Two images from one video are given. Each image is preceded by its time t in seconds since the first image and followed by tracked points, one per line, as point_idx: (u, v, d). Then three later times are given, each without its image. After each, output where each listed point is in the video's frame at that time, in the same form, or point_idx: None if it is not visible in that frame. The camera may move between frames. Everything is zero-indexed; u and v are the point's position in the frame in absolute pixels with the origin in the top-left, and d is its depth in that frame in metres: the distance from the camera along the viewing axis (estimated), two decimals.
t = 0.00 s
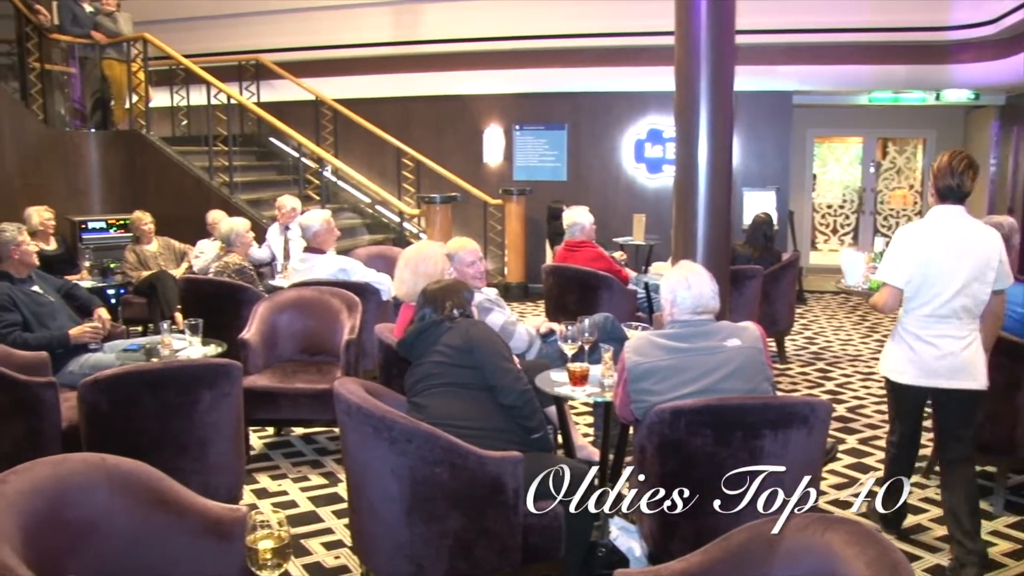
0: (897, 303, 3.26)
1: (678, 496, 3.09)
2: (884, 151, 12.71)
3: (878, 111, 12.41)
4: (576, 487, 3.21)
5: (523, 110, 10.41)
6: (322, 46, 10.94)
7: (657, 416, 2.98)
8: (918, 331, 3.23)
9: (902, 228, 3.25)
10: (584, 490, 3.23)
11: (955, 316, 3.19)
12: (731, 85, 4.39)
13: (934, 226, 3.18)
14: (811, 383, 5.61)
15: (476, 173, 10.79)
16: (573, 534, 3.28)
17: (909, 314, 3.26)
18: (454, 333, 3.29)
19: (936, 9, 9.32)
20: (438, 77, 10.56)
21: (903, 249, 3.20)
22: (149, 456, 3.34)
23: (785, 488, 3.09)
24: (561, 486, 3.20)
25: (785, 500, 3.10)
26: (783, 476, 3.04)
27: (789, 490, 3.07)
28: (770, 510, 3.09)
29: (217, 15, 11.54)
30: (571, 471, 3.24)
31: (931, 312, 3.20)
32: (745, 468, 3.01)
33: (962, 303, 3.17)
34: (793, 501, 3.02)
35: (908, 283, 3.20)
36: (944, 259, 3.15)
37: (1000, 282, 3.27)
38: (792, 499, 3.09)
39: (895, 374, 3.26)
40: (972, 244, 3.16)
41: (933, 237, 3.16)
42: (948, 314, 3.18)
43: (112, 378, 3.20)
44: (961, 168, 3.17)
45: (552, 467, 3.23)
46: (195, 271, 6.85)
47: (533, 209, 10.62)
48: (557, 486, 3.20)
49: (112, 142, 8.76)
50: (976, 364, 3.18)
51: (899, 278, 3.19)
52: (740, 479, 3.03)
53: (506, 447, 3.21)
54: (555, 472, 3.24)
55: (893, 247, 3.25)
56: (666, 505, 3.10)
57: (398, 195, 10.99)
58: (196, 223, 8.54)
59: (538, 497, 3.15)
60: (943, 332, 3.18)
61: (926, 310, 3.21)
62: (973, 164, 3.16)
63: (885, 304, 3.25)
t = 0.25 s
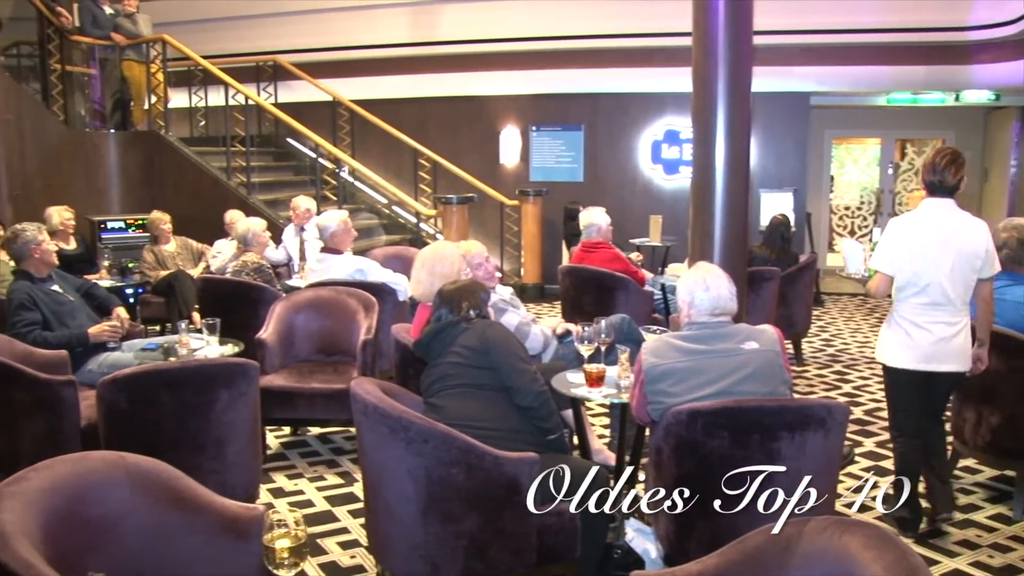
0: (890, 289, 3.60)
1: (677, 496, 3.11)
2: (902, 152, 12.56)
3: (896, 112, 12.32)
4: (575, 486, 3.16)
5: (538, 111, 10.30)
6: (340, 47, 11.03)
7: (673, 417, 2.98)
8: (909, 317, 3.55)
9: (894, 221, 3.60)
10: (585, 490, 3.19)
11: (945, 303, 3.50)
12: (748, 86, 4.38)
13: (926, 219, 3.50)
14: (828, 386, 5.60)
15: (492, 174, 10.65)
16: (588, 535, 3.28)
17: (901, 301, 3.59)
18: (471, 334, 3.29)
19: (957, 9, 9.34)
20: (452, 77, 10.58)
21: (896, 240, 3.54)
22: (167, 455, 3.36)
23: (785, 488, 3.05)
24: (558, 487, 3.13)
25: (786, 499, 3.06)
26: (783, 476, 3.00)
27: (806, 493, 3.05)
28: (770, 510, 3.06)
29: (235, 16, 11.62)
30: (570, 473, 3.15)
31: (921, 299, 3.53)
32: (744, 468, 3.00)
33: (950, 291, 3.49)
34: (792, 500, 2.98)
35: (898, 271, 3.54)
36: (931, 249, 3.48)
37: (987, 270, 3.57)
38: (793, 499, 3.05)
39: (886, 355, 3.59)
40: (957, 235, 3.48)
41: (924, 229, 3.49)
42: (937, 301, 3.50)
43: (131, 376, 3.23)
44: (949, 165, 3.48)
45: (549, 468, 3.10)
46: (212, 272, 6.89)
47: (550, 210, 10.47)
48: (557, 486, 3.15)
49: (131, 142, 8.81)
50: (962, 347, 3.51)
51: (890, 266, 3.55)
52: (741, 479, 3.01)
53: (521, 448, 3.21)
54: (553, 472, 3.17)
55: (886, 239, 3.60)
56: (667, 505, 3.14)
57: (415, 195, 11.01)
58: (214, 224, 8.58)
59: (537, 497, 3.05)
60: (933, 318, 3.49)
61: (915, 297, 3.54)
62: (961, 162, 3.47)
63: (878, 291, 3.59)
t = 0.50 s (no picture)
0: (889, 286, 3.72)
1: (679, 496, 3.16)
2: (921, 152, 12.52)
3: (912, 112, 12.31)
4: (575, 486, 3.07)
5: (554, 110, 10.34)
6: (356, 47, 11.08)
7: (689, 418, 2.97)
8: (910, 313, 3.63)
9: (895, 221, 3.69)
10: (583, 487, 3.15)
11: (942, 300, 3.58)
12: (765, 86, 4.37)
13: (923, 218, 3.59)
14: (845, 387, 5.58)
15: (508, 174, 10.69)
16: (603, 534, 3.28)
17: (901, 298, 3.68)
18: (487, 333, 3.30)
19: (976, 8, 9.29)
20: (462, 78, 10.59)
21: (893, 239, 3.65)
22: (184, 452, 3.38)
23: (786, 488, 3.02)
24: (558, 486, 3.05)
25: (786, 499, 3.03)
26: (791, 477, 2.98)
27: (823, 494, 3.04)
28: (771, 509, 3.04)
29: (251, 16, 11.68)
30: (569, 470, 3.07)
31: (920, 296, 3.61)
32: (744, 468, 2.99)
33: (947, 288, 3.57)
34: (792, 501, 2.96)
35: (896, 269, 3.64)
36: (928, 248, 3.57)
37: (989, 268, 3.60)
38: (793, 499, 3.02)
39: (887, 349, 3.69)
40: (954, 234, 3.54)
41: (920, 225, 3.59)
42: (934, 297, 3.58)
43: (148, 374, 3.26)
44: (949, 168, 3.54)
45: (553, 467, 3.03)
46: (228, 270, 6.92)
47: (566, 209, 10.51)
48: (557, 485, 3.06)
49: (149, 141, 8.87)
50: (960, 343, 3.57)
51: (889, 264, 3.66)
52: (741, 479, 3.01)
53: (537, 448, 3.21)
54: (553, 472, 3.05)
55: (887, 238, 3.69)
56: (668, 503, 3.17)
57: (431, 194, 11.03)
58: (231, 222, 8.62)
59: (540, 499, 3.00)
60: (930, 313, 3.58)
61: (915, 295, 3.62)
62: (962, 165, 3.52)
63: (878, 288, 3.70)
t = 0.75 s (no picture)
0: (905, 278, 4.01)
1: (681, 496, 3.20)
2: (946, 151, 12.05)
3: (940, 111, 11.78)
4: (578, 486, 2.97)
5: (571, 110, 10.27)
6: (374, 46, 11.08)
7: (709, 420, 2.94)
8: (920, 305, 3.96)
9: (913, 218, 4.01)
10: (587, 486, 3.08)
11: (953, 293, 3.89)
12: (787, 86, 4.33)
13: (938, 216, 3.87)
14: (867, 391, 5.53)
15: (527, 174, 10.62)
16: (622, 538, 3.26)
17: (914, 291, 3.99)
18: (507, 334, 3.28)
19: (1003, 6, 9.18)
20: (484, 77, 10.59)
21: (908, 236, 3.98)
22: (201, 452, 3.37)
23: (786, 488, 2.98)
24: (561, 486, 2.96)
25: (787, 500, 2.98)
26: (812, 481, 2.94)
27: (845, 500, 3.00)
28: (771, 510, 3.00)
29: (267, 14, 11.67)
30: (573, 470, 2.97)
31: (931, 289, 3.92)
32: (745, 467, 2.97)
33: (957, 282, 3.87)
34: (791, 502, 2.93)
35: (910, 263, 3.97)
36: (940, 244, 3.88)
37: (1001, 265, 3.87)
38: (794, 500, 2.98)
39: (900, 338, 4.02)
40: (966, 233, 3.84)
41: (934, 224, 3.90)
42: (944, 291, 3.89)
43: (166, 373, 3.26)
44: (965, 168, 3.81)
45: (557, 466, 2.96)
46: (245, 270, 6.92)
47: (585, 209, 10.41)
48: (558, 486, 2.95)
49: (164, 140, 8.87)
50: (969, 333, 3.87)
51: (905, 258, 3.97)
52: (742, 479, 2.99)
53: (555, 449, 3.18)
54: (556, 472, 2.95)
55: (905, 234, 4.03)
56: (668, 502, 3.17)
57: (449, 194, 11.03)
58: (249, 222, 8.63)
59: (541, 500, 2.95)
60: (939, 305, 3.90)
61: (926, 287, 3.94)
62: (977, 166, 3.78)
63: (894, 280, 4.02)
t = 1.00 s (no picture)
0: (927, 273, 4.08)
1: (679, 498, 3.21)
2: (973, 149, 11.90)
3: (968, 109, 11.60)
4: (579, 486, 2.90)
5: (592, 108, 10.36)
6: (390, 43, 11.06)
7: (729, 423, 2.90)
8: (936, 298, 3.98)
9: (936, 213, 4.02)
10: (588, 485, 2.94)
11: (966, 288, 3.89)
12: (810, 84, 4.28)
13: (956, 211, 3.91)
14: (891, 395, 5.47)
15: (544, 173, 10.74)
16: (640, 542, 3.20)
17: (932, 284, 4.02)
18: (525, 334, 3.24)
19: None
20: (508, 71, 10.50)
21: (931, 230, 3.99)
22: (215, 452, 3.34)
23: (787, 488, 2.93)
24: (562, 486, 2.88)
25: (787, 500, 2.93)
26: (834, 486, 2.88)
27: (870, 506, 2.93)
28: (771, 510, 2.96)
29: (283, 11, 11.65)
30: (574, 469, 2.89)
31: (947, 284, 3.94)
32: (745, 467, 2.94)
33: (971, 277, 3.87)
34: (790, 502, 2.87)
35: (928, 257, 3.99)
36: (956, 240, 3.89)
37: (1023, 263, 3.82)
38: (794, 499, 2.92)
39: (919, 331, 4.06)
40: (983, 230, 3.83)
41: (955, 219, 3.90)
42: (961, 285, 3.90)
43: (180, 373, 3.23)
44: (986, 165, 3.81)
45: (557, 466, 2.89)
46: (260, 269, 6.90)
47: (603, 208, 10.50)
48: (560, 488, 2.88)
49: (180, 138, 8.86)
50: (982, 329, 3.86)
51: (925, 252, 3.99)
52: (742, 479, 2.96)
53: (572, 452, 3.14)
54: (557, 472, 2.88)
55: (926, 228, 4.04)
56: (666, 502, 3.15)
57: (466, 193, 11.01)
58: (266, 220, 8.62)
59: (541, 499, 2.89)
60: (955, 299, 3.91)
61: (942, 282, 3.96)
62: (999, 163, 3.77)
63: (913, 274, 4.06)
